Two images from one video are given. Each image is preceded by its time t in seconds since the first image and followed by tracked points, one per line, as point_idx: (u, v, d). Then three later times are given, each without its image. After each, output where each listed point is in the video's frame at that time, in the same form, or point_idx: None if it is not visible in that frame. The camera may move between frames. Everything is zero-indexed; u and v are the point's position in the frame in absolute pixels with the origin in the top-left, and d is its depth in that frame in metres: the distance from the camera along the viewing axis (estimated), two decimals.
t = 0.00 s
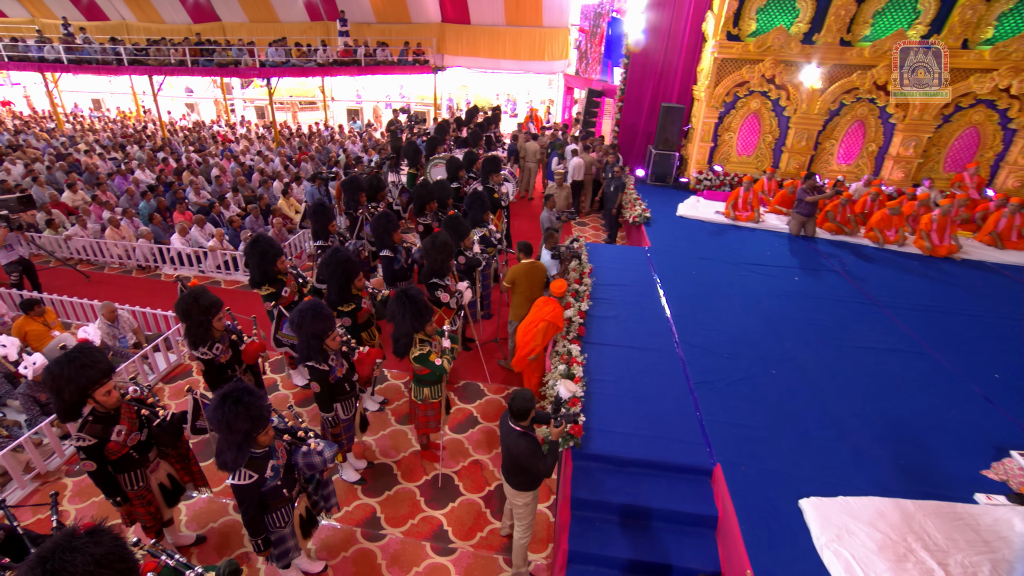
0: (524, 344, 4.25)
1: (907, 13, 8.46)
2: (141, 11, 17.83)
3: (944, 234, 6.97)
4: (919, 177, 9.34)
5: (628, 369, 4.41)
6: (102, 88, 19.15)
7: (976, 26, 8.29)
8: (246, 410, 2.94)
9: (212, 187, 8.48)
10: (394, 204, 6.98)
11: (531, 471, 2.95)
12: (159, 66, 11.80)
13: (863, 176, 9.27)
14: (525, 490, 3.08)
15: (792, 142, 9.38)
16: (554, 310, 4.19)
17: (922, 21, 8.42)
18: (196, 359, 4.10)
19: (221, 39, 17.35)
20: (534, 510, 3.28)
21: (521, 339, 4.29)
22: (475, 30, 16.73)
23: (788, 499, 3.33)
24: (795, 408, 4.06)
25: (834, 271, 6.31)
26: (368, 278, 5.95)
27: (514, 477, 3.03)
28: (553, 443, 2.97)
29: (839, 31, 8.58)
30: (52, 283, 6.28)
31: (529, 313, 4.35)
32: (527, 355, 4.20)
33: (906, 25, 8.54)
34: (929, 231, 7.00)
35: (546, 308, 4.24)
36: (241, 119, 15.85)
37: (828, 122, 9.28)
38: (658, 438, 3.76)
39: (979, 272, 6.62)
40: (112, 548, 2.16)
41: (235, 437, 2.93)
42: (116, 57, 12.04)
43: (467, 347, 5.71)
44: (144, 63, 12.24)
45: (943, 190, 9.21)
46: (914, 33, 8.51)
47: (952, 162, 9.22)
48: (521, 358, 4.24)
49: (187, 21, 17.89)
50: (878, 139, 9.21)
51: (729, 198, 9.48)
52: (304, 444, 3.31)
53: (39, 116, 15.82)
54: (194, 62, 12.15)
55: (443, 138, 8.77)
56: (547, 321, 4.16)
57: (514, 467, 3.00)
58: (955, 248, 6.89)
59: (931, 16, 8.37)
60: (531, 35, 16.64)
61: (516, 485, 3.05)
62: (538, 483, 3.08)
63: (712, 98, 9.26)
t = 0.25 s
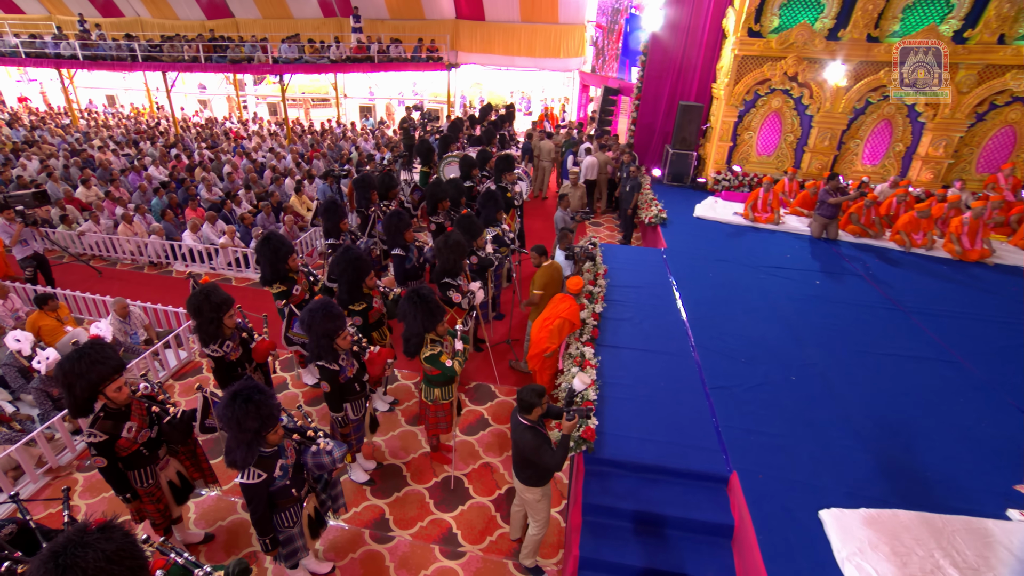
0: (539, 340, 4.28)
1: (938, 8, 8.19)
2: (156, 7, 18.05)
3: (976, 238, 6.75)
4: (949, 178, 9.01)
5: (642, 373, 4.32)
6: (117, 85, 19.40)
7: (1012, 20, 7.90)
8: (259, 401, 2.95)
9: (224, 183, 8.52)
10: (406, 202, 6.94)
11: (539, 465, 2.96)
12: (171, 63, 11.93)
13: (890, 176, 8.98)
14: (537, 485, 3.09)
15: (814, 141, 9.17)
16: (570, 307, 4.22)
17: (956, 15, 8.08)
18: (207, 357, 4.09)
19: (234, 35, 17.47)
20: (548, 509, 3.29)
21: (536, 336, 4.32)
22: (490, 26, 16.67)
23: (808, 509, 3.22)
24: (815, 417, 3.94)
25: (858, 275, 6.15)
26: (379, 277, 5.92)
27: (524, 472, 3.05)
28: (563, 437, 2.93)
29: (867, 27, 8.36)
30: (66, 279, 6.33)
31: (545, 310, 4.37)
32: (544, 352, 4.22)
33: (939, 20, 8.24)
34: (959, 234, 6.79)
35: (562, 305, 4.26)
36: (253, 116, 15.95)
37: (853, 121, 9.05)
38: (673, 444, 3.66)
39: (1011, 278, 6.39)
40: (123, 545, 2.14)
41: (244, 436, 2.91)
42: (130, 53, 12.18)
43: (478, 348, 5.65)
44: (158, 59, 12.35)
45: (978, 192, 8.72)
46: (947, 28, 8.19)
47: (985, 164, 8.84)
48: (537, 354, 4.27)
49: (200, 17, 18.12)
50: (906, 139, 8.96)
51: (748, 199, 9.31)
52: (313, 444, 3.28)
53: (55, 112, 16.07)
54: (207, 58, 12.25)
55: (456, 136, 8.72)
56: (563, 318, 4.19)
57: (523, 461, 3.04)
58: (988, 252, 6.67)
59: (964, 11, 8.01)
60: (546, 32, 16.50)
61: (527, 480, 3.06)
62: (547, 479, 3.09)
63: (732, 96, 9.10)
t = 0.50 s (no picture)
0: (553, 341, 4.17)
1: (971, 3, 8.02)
2: (167, 3, 18.18)
3: (1008, 242, 6.55)
4: (981, 179, 8.78)
5: (657, 377, 4.21)
6: (128, 80, 19.57)
7: None
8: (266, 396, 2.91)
9: (233, 180, 8.54)
10: (418, 200, 6.89)
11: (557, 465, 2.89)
12: (182, 58, 12.00)
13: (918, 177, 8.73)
14: (551, 489, 2.99)
15: (838, 140, 8.96)
16: (583, 306, 4.11)
17: (991, 9, 7.94)
18: (215, 355, 4.06)
19: (245, 31, 17.55)
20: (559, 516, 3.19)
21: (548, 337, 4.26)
22: (504, 22, 16.61)
23: (828, 521, 3.11)
24: (836, 425, 3.81)
25: (882, 279, 5.98)
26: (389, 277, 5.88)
27: (538, 476, 2.96)
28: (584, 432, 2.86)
29: (895, 22, 8.14)
30: (76, 275, 6.36)
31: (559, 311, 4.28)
32: (555, 354, 4.14)
33: (973, 14, 8.07)
34: (990, 238, 6.60)
35: (575, 306, 4.17)
36: (263, 112, 16.01)
37: (878, 119, 8.82)
38: (687, 450, 3.56)
39: None
40: (129, 544, 2.07)
41: (252, 435, 2.86)
42: (141, 49, 12.28)
43: (488, 350, 5.58)
44: (168, 55, 12.41)
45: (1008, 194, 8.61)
46: (982, 21, 8.02)
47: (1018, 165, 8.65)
48: (548, 356, 4.20)
49: (212, 12, 18.23)
50: (935, 138, 8.72)
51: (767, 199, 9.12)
52: (321, 444, 3.22)
53: (65, 107, 16.25)
54: (217, 53, 12.32)
55: (468, 134, 8.65)
56: (577, 318, 4.08)
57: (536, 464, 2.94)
58: (1020, 257, 6.46)
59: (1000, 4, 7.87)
60: (560, 28, 16.40)
61: (543, 484, 2.96)
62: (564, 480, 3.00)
63: (752, 93, 8.92)
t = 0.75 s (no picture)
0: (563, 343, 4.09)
1: None
2: None
3: None
4: (1010, 179, 8.61)
5: (667, 381, 4.11)
6: (132, 76, 19.66)
7: None
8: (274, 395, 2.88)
9: (239, 178, 8.51)
10: (425, 199, 6.82)
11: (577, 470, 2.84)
12: (187, 54, 12.03)
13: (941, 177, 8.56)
14: (565, 501, 2.95)
15: (856, 139, 8.77)
16: (593, 309, 4.03)
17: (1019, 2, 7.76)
18: (219, 354, 4.00)
19: (251, 26, 17.56)
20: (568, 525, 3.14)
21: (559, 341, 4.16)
22: (513, 17, 16.51)
23: (844, 532, 3.00)
24: (854, 432, 3.69)
25: (902, 282, 5.83)
26: (395, 276, 5.81)
27: (553, 489, 2.89)
28: (604, 429, 2.84)
29: (917, 17, 7.96)
30: (80, 273, 6.36)
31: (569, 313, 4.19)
32: (567, 358, 4.04)
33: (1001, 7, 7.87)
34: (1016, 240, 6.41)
35: (585, 308, 4.09)
36: (268, 109, 16.03)
37: (900, 117, 8.63)
38: (698, 456, 3.46)
39: None
40: (129, 545, 2.01)
41: (255, 437, 2.80)
42: (146, 43, 12.31)
43: (495, 351, 5.50)
44: (173, 50, 12.43)
45: None
46: (1011, 14, 7.80)
47: None
48: (559, 360, 4.10)
49: (217, 7, 18.27)
50: (960, 137, 8.54)
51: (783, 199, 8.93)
52: (326, 446, 3.15)
53: (69, 104, 16.33)
54: (223, 49, 12.35)
55: (476, 131, 8.58)
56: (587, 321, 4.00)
57: (551, 477, 2.86)
58: None
59: None
60: (571, 24, 16.33)
61: (560, 495, 2.90)
62: (577, 491, 2.97)
63: (768, 90, 8.76)
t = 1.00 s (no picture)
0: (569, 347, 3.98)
1: None
2: None
3: None
4: None
5: (674, 384, 4.02)
6: (127, 72, 19.57)
7: None
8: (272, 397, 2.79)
9: (236, 176, 8.42)
10: (426, 197, 6.73)
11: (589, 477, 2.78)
12: (184, 49, 11.95)
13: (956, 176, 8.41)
14: (574, 512, 2.91)
15: (870, 136, 8.61)
16: (599, 309, 3.96)
17: None
18: (216, 355, 3.92)
19: (249, 21, 17.44)
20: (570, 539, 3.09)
21: (565, 345, 4.04)
22: (516, 13, 16.39)
23: (857, 540, 2.91)
24: (867, 438, 3.59)
25: (916, 283, 5.72)
26: (396, 276, 5.72)
27: (561, 500, 2.85)
28: (615, 433, 2.76)
29: (932, 11, 7.81)
30: (74, 272, 6.29)
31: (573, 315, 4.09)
32: (574, 362, 3.92)
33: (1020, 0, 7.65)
34: None
35: (590, 309, 4.01)
36: (267, 105, 15.94)
37: (914, 113, 8.46)
38: (707, 462, 3.37)
39: None
40: (122, 552, 1.94)
41: (254, 440, 2.72)
42: (141, 39, 12.27)
43: (498, 353, 5.41)
44: (169, 45, 12.35)
45: None
46: None
47: None
48: (566, 365, 3.95)
49: (214, 2, 18.16)
50: (977, 134, 8.34)
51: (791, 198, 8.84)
52: (325, 450, 3.02)
53: (63, 100, 16.24)
54: (220, 44, 12.27)
55: (478, 129, 8.48)
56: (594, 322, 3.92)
57: (559, 488, 2.82)
58: None
59: None
60: (576, 19, 16.31)
61: (569, 506, 2.87)
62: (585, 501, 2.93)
63: (778, 87, 8.61)
